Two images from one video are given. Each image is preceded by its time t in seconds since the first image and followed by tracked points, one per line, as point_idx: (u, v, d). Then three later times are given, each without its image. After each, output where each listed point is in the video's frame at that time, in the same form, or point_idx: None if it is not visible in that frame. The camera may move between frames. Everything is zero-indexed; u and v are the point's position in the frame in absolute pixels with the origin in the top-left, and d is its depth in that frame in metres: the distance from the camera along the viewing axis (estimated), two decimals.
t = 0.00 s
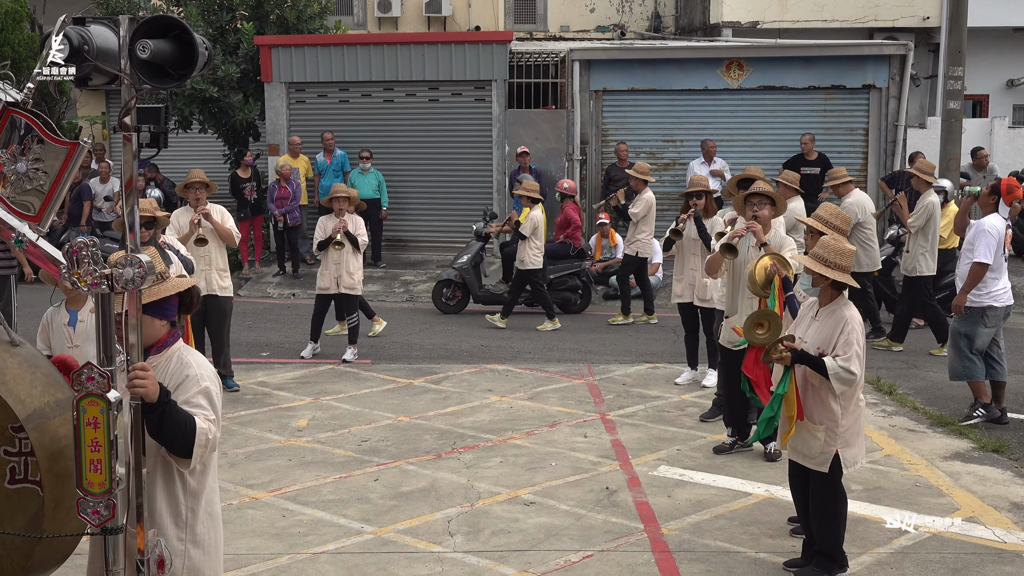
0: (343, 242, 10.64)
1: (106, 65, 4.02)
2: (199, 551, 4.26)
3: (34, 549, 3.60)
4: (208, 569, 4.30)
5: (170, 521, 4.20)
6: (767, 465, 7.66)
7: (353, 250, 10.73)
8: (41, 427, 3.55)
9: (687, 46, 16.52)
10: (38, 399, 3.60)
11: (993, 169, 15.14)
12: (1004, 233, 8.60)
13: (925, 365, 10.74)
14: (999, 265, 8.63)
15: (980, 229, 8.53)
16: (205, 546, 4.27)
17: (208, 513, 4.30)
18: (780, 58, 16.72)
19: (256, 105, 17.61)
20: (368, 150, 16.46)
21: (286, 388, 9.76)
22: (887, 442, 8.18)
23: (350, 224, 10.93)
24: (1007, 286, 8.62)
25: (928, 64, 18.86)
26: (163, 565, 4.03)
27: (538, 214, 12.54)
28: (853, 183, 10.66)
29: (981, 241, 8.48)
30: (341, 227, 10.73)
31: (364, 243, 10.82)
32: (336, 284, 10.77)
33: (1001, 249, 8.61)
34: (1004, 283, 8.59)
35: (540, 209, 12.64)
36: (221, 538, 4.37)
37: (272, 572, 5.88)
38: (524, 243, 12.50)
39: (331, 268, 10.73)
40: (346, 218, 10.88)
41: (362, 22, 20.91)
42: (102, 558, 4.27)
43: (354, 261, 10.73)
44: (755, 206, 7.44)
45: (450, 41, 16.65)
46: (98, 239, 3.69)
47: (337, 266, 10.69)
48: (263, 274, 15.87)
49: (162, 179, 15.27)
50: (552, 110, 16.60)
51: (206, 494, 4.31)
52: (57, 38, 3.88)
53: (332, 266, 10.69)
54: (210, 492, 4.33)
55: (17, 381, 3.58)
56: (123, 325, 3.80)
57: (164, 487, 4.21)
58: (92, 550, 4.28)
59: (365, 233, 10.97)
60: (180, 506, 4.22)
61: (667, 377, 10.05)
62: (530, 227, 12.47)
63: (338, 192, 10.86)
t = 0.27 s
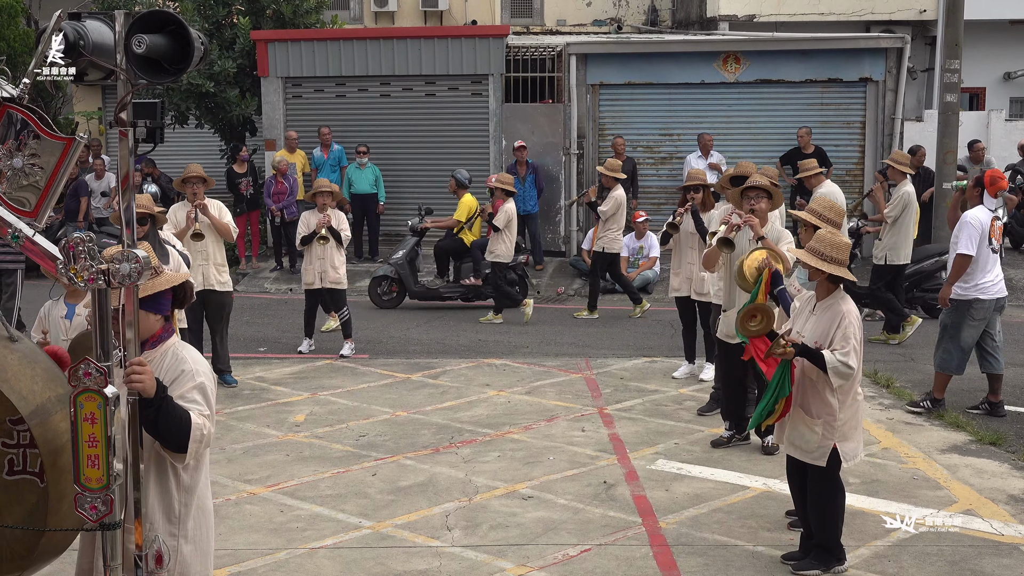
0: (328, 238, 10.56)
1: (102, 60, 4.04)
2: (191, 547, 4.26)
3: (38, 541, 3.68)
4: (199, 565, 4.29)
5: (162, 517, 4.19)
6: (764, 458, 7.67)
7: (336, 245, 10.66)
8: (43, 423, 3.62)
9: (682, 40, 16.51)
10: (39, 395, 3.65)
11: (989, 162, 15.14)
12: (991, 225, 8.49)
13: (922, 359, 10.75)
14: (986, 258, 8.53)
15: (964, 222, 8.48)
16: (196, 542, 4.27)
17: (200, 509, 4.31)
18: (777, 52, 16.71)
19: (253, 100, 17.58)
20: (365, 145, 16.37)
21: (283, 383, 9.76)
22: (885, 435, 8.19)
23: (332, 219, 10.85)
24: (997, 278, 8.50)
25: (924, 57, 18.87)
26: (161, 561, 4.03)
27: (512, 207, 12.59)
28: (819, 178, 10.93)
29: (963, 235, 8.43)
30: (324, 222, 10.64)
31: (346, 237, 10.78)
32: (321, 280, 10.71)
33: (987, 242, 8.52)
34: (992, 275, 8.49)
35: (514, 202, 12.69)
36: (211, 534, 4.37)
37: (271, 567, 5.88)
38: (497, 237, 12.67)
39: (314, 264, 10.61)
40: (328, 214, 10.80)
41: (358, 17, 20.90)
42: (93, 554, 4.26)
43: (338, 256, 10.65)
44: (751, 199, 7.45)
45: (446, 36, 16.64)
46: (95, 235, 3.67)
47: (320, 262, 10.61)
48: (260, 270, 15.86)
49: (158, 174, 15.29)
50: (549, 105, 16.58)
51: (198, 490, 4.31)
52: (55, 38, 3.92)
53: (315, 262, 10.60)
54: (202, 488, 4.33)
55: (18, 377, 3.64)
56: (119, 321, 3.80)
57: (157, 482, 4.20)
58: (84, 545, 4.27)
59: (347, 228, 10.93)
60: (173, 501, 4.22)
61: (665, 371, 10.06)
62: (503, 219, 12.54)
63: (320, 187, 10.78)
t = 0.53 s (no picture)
0: (317, 237, 10.56)
1: (100, 60, 4.04)
2: (187, 547, 4.25)
3: (34, 540, 3.66)
4: (195, 565, 4.29)
5: (158, 516, 4.19)
6: (761, 457, 7.67)
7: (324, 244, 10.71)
8: (40, 423, 3.61)
9: (678, 38, 16.51)
10: (36, 394, 3.63)
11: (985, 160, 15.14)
12: (962, 226, 8.51)
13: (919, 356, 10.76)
14: (958, 258, 8.54)
15: (934, 223, 8.50)
16: (193, 541, 4.27)
17: (195, 508, 4.30)
18: (772, 51, 16.72)
19: (248, 99, 17.57)
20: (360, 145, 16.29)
21: (279, 383, 9.75)
22: (881, 433, 8.20)
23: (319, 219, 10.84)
24: (970, 279, 8.51)
25: (920, 56, 18.89)
26: (159, 561, 4.00)
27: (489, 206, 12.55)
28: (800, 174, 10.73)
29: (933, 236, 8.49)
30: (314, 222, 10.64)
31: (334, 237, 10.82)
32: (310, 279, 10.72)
33: (958, 241, 8.51)
34: (964, 276, 8.50)
35: (490, 202, 12.65)
36: (207, 534, 4.37)
37: (267, 567, 5.88)
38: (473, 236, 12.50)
39: (304, 264, 10.63)
40: (314, 213, 10.76)
41: (354, 16, 20.89)
42: (89, 554, 4.26)
43: (326, 255, 10.70)
44: (748, 198, 7.45)
45: (442, 35, 16.64)
46: (92, 234, 3.67)
47: (309, 261, 10.64)
48: (256, 270, 15.86)
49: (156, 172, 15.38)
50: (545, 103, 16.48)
51: (195, 489, 4.30)
52: (53, 38, 3.90)
53: (304, 261, 10.62)
54: (199, 488, 4.33)
55: (16, 376, 3.62)
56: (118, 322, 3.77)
57: (154, 482, 4.20)
58: (80, 545, 4.26)
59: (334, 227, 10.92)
60: (169, 501, 4.21)
61: (661, 370, 10.07)
62: (480, 218, 12.44)
63: (303, 187, 10.81)
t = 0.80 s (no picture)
0: (306, 238, 10.60)
1: (95, 60, 4.05)
2: (185, 546, 4.25)
3: (25, 544, 3.62)
4: (193, 565, 4.28)
5: (154, 516, 4.19)
6: (756, 457, 7.68)
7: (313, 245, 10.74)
8: (32, 423, 3.59)
9: (673, 39, 16.52)
10: (29, 394, 3.61)
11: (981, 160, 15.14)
12: (928, 223, 8.70)
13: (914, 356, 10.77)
14: (926, 255, 8.69)
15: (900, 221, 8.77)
16: (190, 541, 4.26)
17: (192, 508, 4.29)
18: (767, 52, 16.73)
19: (244, 100, 17.56)
20: (355, 146, 16.30)
21: (275, 384, 9.75)
22: (877, 433, 8.20)
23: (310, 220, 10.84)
24: (941, 276, 8.62)
25: (915, 56, 18.93)
26: (154, 561, 4.04)
27: (463, 207, 12.49)
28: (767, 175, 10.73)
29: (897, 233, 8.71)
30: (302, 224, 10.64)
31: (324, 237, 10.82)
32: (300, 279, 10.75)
33: (922, 239, 8.71)
34: (931, 274, 8.63)
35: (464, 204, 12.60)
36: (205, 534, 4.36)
37: (263, 567, 5.87)
38: (446, 236, 12.45)
39: (293, 263, 10.65)
40: (303, 214, 10.73)
41: (349, 17, 20.89)
42: (87, 554, 4.26)
43: (316, 255, 10.76)
44: (743, 198, 7.43)
45: (438, 36, 16.65)
46: (87, 234, 3.67)
47: (299, 261, 10.66)
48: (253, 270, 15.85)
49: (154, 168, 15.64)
50: (541, 103, 16.47)
51: (192, 489, 4.30)
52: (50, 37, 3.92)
53: (294, 260, 10.64)
54: (197, 487, 4.32)
55: (8, 377, 3.60)
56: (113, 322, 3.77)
57: (151, 482, 4.20)
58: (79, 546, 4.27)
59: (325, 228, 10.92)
60: (166, 500, 4.21)
61: (657, 370, 10.07)
62: (453, 220, 12.38)
63: (292, 188, 10.81)
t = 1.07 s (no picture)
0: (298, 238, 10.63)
1: (93, 60, 4.04)
2: (182, 547, 4.25)
3: (24, 544, 3.64)
4: (191, 564, 4.29)
5: (152, 515, 4.19)
6: (754, 458, 7.68)
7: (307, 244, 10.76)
8: (30, 423, 3.59)
9: (672, 40, 16.52)
10: (26, 395, 3.62)
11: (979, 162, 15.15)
12: (909, 223, 8.76)
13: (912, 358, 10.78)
14: (907, 255, 8.78)
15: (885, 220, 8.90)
16: (188, 541, 4.26)
17: (189, 508, 4.29)
18: (765, 53, 16.74)
19: (242, 100, 17.56)
20: (353, 146, 16.31)
21: (273, 384, 9.75)
22: (874, 434, 8.21)
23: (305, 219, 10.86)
24: (920, 277, 8.71)
25: (913, 58, 18.95)
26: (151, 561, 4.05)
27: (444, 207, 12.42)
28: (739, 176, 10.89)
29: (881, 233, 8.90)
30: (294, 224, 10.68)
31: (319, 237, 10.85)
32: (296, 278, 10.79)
33: (903, 239, 8.79)
34: (910, 273, 8.75)
35: (444, 203, 12.51)
36: (203, 534, 4.36)
37: (260, 567, 5.87)
38: (428, 237, 12.34)
39: (289, 262, 10.68)
40: (299, 214, 10.83)
41: (348, 17, 20.89)
42: (84, 553, 4.26)
43: (311, 255, 10.78)
44: (742, 200, 7.43)
45: (436, 36, 16.65)
46: (86, 234, 3.66)
47: (295, 261, 10.69)
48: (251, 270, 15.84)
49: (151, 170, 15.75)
50: (539, 104, 16.52)
51: (189, 489, 4.30)
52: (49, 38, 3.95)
53: (289, 260, 10.68)
54: (194, 487, 4.32)
55: (7, 377, 3.60)
56: (110, 322, 3.77)
57: (148, 482, 4.20)
58: (76, 545, 4.27)
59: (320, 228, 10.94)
60: (163, 500, 4.21)
61: (655, 371, 10.08)
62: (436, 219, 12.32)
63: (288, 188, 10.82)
